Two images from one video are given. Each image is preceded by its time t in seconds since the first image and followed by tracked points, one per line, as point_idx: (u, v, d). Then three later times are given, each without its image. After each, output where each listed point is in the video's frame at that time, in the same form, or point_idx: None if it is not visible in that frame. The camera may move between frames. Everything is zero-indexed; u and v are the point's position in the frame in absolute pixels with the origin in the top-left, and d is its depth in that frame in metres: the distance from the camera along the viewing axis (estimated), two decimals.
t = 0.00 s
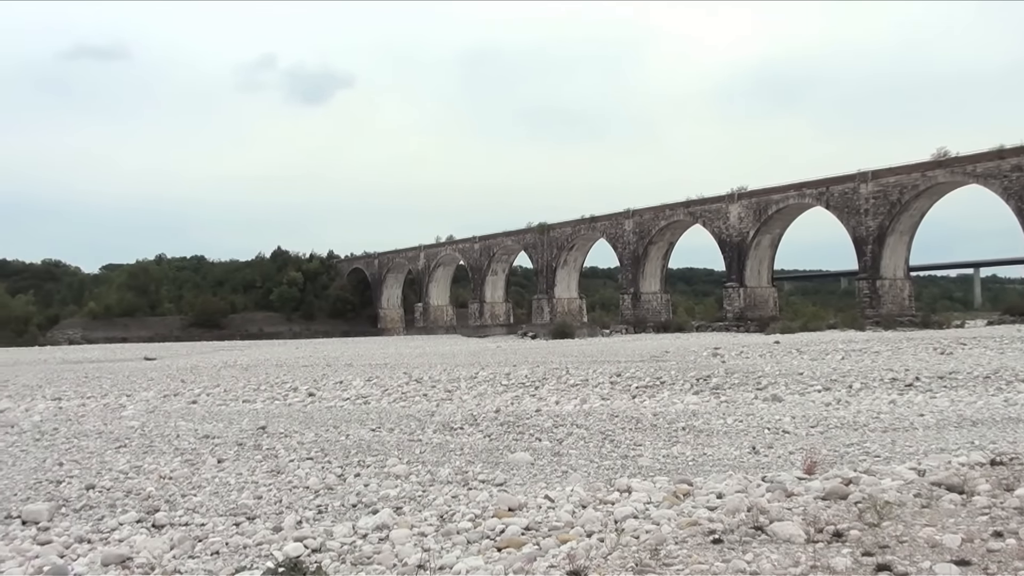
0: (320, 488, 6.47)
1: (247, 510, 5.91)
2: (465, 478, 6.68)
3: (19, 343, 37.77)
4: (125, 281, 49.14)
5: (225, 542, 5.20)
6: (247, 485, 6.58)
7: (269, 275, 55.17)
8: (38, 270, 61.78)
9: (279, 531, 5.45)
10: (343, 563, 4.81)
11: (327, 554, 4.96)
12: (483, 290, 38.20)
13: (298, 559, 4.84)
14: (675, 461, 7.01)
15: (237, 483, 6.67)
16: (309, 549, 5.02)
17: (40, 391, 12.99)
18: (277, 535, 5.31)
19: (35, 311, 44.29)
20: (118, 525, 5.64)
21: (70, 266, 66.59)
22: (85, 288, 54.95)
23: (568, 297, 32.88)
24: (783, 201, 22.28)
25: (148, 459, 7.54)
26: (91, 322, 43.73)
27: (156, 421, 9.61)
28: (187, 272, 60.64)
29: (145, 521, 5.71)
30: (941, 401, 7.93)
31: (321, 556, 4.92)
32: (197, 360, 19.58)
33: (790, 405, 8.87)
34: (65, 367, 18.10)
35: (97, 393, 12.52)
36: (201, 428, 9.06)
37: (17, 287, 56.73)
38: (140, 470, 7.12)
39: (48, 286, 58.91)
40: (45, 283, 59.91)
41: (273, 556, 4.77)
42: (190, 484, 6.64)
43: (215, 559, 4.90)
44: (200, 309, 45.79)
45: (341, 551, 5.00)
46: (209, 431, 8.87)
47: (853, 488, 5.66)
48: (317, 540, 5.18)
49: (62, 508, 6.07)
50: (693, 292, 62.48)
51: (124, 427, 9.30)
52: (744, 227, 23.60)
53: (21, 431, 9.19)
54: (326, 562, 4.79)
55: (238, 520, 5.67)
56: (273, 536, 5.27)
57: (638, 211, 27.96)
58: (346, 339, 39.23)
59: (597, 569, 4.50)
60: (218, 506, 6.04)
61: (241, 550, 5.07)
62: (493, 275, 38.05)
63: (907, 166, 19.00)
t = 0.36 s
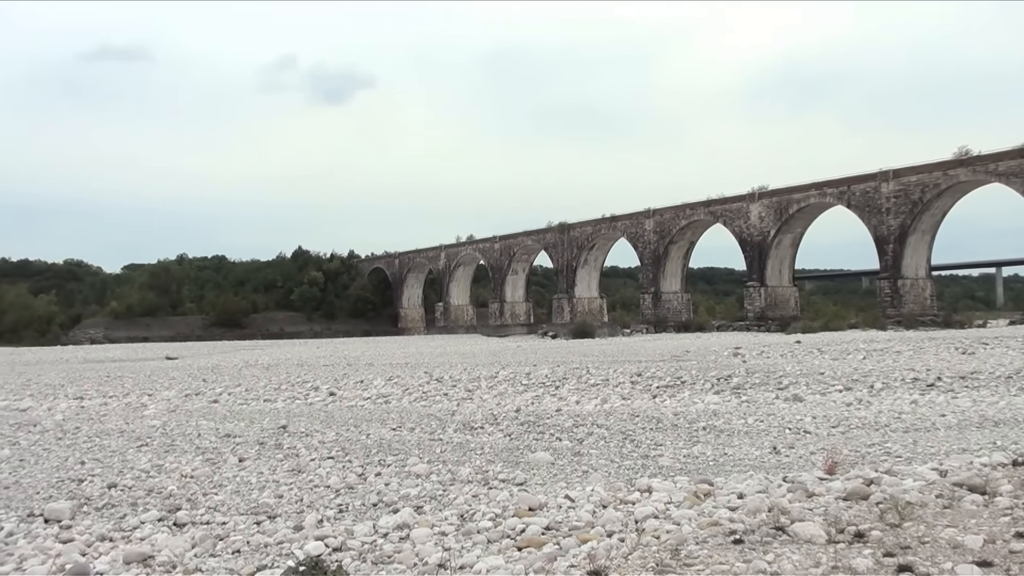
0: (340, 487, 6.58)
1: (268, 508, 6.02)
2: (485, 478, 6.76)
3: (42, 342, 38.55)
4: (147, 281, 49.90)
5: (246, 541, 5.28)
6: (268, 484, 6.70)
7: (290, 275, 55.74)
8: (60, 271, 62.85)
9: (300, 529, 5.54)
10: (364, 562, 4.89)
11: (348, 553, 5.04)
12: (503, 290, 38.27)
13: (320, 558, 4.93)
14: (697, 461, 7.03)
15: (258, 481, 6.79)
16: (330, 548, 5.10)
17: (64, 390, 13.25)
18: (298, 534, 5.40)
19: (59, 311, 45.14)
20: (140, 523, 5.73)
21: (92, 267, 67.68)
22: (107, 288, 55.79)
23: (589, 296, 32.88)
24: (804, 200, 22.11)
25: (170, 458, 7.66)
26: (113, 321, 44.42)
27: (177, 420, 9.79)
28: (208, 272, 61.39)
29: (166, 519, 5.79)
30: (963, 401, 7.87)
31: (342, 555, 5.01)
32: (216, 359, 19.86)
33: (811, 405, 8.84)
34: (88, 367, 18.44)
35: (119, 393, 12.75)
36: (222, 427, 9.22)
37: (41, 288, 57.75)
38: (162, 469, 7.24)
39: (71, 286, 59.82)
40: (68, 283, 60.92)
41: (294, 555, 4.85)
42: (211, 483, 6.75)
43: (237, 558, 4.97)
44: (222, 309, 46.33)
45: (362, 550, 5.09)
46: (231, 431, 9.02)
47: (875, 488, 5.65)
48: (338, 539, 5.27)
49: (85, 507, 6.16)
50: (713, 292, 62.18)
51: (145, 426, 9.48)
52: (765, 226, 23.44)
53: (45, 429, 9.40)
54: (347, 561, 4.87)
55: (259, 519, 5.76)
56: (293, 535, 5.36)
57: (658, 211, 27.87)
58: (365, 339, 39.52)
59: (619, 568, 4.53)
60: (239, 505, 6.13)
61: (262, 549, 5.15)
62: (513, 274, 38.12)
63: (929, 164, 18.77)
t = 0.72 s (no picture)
0: (358, 486, 6.68)
1: (286, 508, 6.11)
2: (502, 477, 6.83)
3: (60, 342, 39.39)
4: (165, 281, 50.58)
5: (264, 539, 5.37)
6: (286, 483, 6.81)
7: (308, 274, 56.20)
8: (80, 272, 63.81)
9: (317, 529, 5.63)
10: (382, 561, 4.97)
11: (366, 552, 5.12)
12: (520, 289, 38.33)
13: (338, 557, 5.01)
14: (713, 461, 7.05)
15: (276, 481, 6.90)
16: (348, 547, 5.18)
17: (84, 389, 13.50)
18: (316, 533, 5.49)
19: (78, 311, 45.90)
20: (159, 522, 5.83)
21: (112, 267, 68.59)
22: (126, 288, 56.55)
23: (606, 296, 32.86)
24: (822, 199, 21.95)
25: (187, 458, 7.80)
26: (132, 321, 45.02)
27: (195, 420, 9.96)
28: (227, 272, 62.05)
29: (185, 518, 5.90)
30: (982, 401, 7.83)
31: (360, 554, 5.09)
32: (233, 359, 20.10)
33: (829, 405, 8.82)
34: (108, 366, 18.74)
35: (138, 392, 12.96)
36: (241, 427, 9.36)
37: (61, 287, 58.63)
38: (180, 468, 7.38)
39: (91, 286, 60.67)
40: (87, 283, 61.82)
41: (312, 554, 4.93)
42: (229, 483, 6.87)
43: (256, 557, 5.05)
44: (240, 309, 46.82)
45: (380, 549, 5.17)
46: (249, 430, 9.17)
47: (893, 488, 5.65)
48: (356, 538, 5.35)
49: (103, 505, 6.28)
50: (731, 291, 61.87)
51: (163, 425, 9.66)
52: (783, 225, 23.29)
53: (64, 429, 9.60)
54: (365, 560, 4.95)
55: (277, 518, 5.86)
56: (311, 535, 5.45)
57: (675, 210, 27.79)
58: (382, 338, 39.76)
59: (636, 568, 4.57)
60: (257, 504, 6.24)
61: (280, 547, 5.24)
62: (530, 274, 38.18)
63: (948, 163, 18.58)
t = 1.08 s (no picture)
0: (372, 485, 6.76)
1: (299, 507, 6.19)
2: (515, 477, 6.88)
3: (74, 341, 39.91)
4: (179, 281, 51.05)
5: (278, 539, 5.44)
6: (300, 482, 6.90)
7: (321, 274, 56.51)
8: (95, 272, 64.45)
9: (331, 528, 5.71)
10: (396, 561, 5.03)
11: (379, 552, 5.19)
12: (534, 289, 38.37)
13: (351, 556, 5.07)
14: (726, 461, 7.07)
15: (289, 480, 6.99)
16: (361, 547, 5.25)
17: (99, 389, 13.68)
18: (329, 532, 5.56)
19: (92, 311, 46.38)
20: (172, 521, 5.92)
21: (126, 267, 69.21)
22: (140, 288, 57.08)
23: (619, 296, 32.85)
24: (836, 199, 21.83)
25: (201, 457, 7.92)
26: (145, 321, 45.43)
27: (208, 419, 10.10)
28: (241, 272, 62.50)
29: (199, 517, 6.00)
30: (997, 402, 7.80)
31: (373, 553, 5.16)
32: (247, 359, 20.27)
33: (842, 405, 8.80)
34: (123, 365, 18.95)
35: (153, 392, 13.11)
36: (254, 426, 9.48)
37: (76, 287, 59.25)
38: (193, 468, 7.49)
39: (105, 286, 61.30)
40: (101, 283, 62.44)
41: (325, 553, 4.99)
42: (243, 482, 6.97)
43: (269, 556, 5.13)
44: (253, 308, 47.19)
45: (393, 549, 5.23)
46: (262, 430, 9.28)
47: (907, 489, 5.64)
48: (369, 537, 5.42)
49: (117, 505, 6.39)
50: (744, 290, 61.66)
51: (177, 425, 9.81)
52: (797, 225, 23.18)
53: (79, 428, 9.76)
54: (378, 559, 5.01)
55: (290, 518, 5.94)
56: (323, 534, 5.52)
57: (688, 210, 27.71)
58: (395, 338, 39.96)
59: (649, 568, 4.59)
60: (270, 503, 6.33)
61: (294, 547, 5.31)
62: (543, 274, 38.22)
63: (962, 163, 18.45)
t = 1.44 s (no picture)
0: (383, 485, 6.82)
1: (309, 507, 6.25)
2: (526, 477, 6.92)
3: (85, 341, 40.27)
4: (190, 281, 51.40)
5: (288, 539, 5.50)
6: (310, 482, 6.96)
7: (332, 274, 56.76)
8: (107, 273, 65.02)
9: (342, 527, 5.77)
10: (407, 560, 5.08)
11: (389, 551, 5.24)
12: (544, 289, 38.39)
13: (362, 556, 5.12)
14: (737, 461, 7.08)
15: (299, 480, 7.06)
16: (372, 546, 5.30)
17: (111, 389, 13.82)
18: (340, 532, 5.62)
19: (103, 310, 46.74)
20: (183, 521, 6.00)
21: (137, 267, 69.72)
22: (152, 288, 57.51)
23: (629, 296, 32.82)
24: (847, 198, 21.73)
25: (212, 456, 8.01)
26: (156, 321, 45.75)
27: (219, 419, 10.20)
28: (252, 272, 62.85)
29: (210, 517, 6.07)
30: (1009, 403, 7.77)
31: (383, 553, 5.21)
32: (257, 358, 20.42)
33: (853, 405, 8.79)
34: (135, 365, 19.13)
35: (164, 391, 13.23)
36: (265, 426, 9.56)
37: (87, 287, 59.74)
38: (204, 467, 7.57)
39: (117, 286, 61.79)
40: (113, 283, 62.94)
41: (336, 553, 5.05)
42: (255, 481, 7.06)
43: (280, 555, 5.19)
44: (264, 308, 47.48)
45: (403, 549, 5.28)
46: (274, 429, 9.36)
47: (918, 489, 5.63)
48: (379, 537, 5.47)
49: (129, 504, 6.47)
50: (755, 290, 61.47)
51: (189, 424, 9.91)
52: (808, 224, 23.08)
53: (90, 427, 9.88)
54: (389, 559, 5.06)
55: (301, 517, 6.00)
56: (334, 534, 5.58)
57: (699, 209, 27.64)
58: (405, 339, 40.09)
59: (660, 568, 4.61)
60: (281, 503, 6.39)
61: (304, 546, 5.37)
62: (554, 274, 38.23)
63: (974, 162, 18.33)
